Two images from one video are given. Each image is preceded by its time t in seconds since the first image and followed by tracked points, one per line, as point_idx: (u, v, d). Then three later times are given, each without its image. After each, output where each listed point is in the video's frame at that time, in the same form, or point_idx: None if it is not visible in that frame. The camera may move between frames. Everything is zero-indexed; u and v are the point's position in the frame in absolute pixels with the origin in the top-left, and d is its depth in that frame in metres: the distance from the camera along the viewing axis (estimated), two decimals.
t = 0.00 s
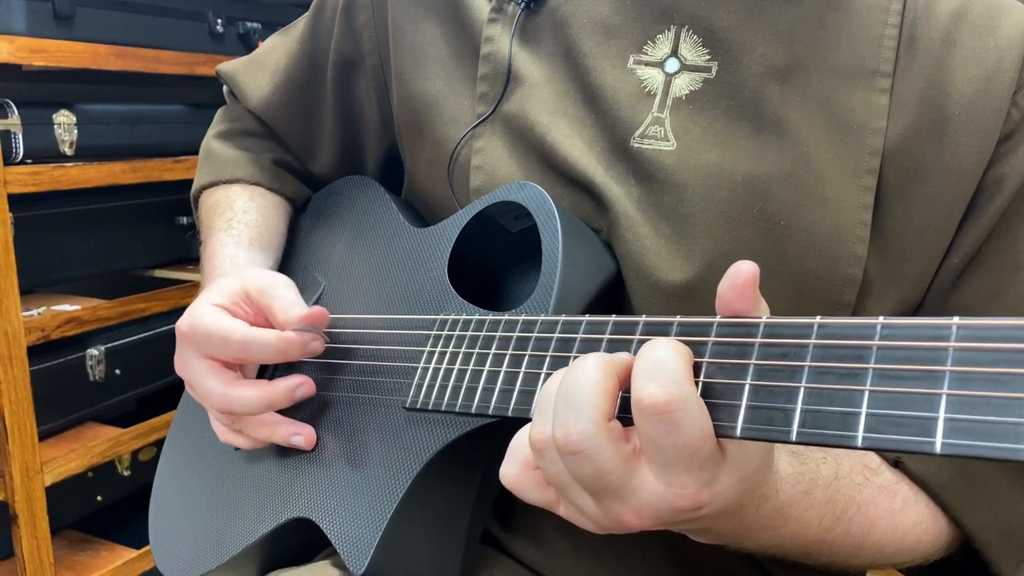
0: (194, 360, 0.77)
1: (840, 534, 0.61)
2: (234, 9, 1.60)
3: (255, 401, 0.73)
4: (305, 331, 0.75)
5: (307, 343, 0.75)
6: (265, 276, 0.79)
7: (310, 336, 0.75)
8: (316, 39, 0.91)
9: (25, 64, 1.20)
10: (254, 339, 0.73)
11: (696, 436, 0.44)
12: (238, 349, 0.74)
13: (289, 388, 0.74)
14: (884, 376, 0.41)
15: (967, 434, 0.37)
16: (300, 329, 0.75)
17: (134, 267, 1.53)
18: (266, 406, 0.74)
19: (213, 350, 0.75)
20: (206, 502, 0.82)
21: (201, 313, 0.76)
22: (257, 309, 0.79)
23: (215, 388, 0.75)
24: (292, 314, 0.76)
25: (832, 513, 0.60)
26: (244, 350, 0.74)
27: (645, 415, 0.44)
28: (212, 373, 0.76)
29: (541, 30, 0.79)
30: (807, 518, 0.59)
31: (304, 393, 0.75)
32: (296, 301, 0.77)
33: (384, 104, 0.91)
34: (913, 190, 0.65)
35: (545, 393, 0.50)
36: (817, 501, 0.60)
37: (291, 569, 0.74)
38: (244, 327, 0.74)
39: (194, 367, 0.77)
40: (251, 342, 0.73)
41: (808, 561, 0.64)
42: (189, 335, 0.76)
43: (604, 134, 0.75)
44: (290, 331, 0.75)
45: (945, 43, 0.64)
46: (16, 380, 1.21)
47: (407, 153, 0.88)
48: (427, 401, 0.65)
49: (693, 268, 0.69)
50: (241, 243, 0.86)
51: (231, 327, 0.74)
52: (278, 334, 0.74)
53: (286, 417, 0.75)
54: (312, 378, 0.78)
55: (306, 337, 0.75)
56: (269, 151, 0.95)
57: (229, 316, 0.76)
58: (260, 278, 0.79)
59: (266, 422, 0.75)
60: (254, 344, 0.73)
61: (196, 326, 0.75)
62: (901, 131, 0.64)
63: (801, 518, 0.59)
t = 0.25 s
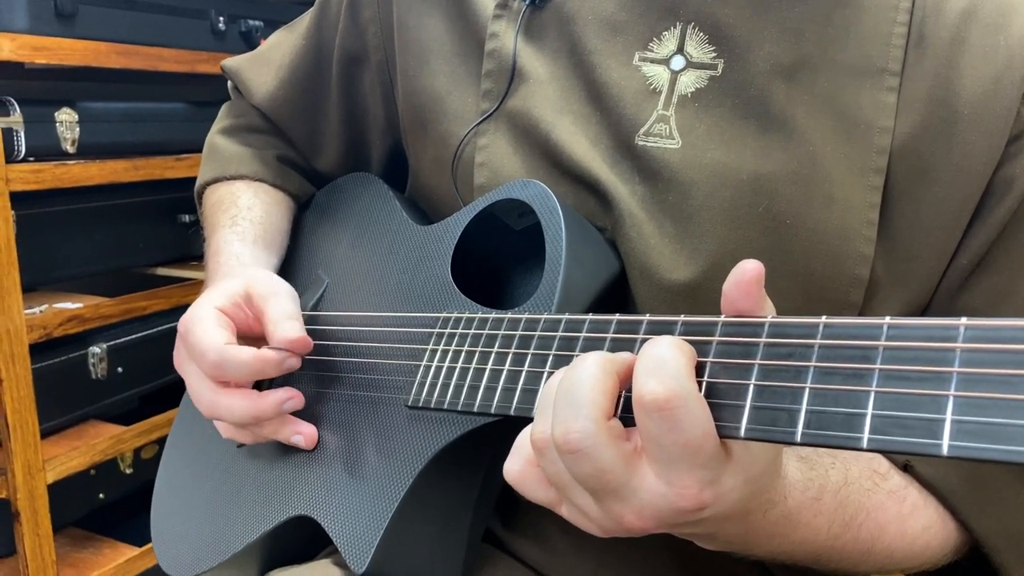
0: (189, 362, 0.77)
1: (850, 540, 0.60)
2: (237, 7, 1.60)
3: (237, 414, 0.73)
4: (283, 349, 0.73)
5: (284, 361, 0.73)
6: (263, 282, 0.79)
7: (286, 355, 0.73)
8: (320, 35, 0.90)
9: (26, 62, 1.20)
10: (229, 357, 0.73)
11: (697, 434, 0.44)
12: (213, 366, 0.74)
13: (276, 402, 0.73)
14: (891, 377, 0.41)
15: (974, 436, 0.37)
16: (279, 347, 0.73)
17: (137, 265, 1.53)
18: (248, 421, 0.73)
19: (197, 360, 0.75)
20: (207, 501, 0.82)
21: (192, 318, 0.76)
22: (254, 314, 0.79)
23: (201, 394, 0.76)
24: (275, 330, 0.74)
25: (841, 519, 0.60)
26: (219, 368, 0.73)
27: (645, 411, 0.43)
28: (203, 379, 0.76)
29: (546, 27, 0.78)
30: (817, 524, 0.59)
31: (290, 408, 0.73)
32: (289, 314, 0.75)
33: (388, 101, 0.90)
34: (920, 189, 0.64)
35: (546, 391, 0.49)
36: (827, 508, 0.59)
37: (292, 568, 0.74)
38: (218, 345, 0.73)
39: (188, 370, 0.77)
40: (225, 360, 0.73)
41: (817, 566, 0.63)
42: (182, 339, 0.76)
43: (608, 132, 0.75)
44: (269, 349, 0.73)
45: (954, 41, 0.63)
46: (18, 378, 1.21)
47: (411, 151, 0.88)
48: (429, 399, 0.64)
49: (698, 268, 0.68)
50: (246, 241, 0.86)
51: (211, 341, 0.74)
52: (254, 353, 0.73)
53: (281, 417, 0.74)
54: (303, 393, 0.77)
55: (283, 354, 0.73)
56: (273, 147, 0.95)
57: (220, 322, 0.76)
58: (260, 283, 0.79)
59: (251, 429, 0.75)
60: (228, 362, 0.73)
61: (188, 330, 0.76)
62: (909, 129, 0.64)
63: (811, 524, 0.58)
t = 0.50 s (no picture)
0: (200, 351, 0.76)
1: (920, 560, 0.57)
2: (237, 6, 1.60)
3: (259, 390, 0.72)
4: (309, 314, 0.73)
5: (313, 326, 0.73)
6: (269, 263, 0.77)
7: (315, 319, 0.73)
8: (321, 32, 0.89)
9: (27, 61, 1.19)
10: (262, 326, 0.72)
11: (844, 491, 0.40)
12: (244, 340, 0.73)
13: (294, 376, 0.72)
14: (895, 385, 0.40)
15: (980, 446, 0.36)
16: (305, 312, 0.73)
17: (138, 264, 1.53)
18: (272, 396, 0.72)
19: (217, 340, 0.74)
20: (204, 501, 0.81)
21: (206, 303, 0.75)
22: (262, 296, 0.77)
23: (220, 376, 0.74)
24: (297, 296, 0.73)
25: (916, 538, 0.57)
26: (251, 340, 0.72)
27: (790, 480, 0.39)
28: (217, 364, 0.75)
29: (548, 23, 0.77)
30: (894, 549, 0.55)
31: (309, 381, 0.73)
32: (302, 285, 0.74)
33: (389, 98, 0.90)
34: (927, 188, 0.63)
35: (632, 420, 0.45)
36: (903, 529, 0.56)
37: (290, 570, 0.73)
38: (247, 316, 0.73)
39: (199, 357, 0.76)
40: (257, 331, 0.72)
41: None
42: (193, 326, 0.75)
43: (611, 130, 0.74)
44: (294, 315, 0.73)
45: (964, 38, 0.62)
46: (18, 377, 1.20)
47: (413, 148, 0.87)
48: (429, 401, 0.64)
49: (702, 267, 0.67)
50: (244, 237, 0.85)
51: (236, 317, 0.73)
52: (284, 321, 0.72)
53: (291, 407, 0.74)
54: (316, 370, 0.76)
55: (312, 318, 0.73)
56: (273, 144, 0.94)
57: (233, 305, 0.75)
58: (264, 265, 0.77)
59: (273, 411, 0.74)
60: (260, 332, 0.72)
61: (199, 316, 0.74)
62: (916, 127, 0.63)
63: (890, 550, 0.55)
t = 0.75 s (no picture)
0: (194, 357, 0.76)
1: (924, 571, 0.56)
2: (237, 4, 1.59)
3: (250, 405, 0.71)
4: (300, 335, 0.71)
5: (302, 348, 0.72)
6: (268, 274, 0.76)
7: (306, 341, 0.72)
8: (322, 28, 0.88)
9: (26, 60, 1.19)
10: (250, 341, 0.71)
11: (831, 473, 0.39)
12: (231, 354, 0.72)
13: (289, 394, 0.70)
14: (908, 387, 0.39)
15: (995, 450, 0.35)
16: (296, 333, 0.72)
17: (137, 263, 1.52)
18: (263, 411, 0.71)
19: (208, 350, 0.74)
20: (203, 502, 0.80)
21: (199, 310, 0.74)
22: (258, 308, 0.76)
23: (212, 386, 0.74)
24: (290, 316, 0.72)
25: (919, 552, 0.56)
26: (237, 355, 0.72)
27: (775, 453, 0.39)
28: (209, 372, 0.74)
29: (552, 20, 0.76)
30: (900, 561, 0.54)
31: (304, 402, 0.71)
32: (298, 303, 0.73)
33: (391, 96, 0.89)
34: (936, 188, 0.62)
35: (627, 412, 0.45)
36: (908, 543, 0.55)
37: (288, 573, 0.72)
38: (235, 331, 0.72)
39: (193, 364, 0.75)
40: (244, 346, 0.71)
41: None
42: (188, 331, 0.75)
43: (615, 128, 0.73)
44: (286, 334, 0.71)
45: (974, 36, 0.61)
46: (18, 376, 1.19)
47: (414, 146, 0.86)
48: (429, 403, 0.63)
49: (707, 266, 0.66)
50: (243, 236, 0.84)
51: (226, 329, 0.72)
52: (273, 337, 0.71)
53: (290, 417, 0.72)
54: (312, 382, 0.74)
55: (303, 340, 0.72)
56: (274, 142, 0.93)
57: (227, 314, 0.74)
58: (262, 276, 0.76)
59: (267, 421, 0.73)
60: (246, 349, 0.71)
61: (193, 324, 0.74)
62: (925, 126, 0.62)
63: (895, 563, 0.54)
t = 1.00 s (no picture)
0: (190, 355, 0.75)
1: None
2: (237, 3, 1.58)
3: (247, 402, 0.71)
4: (299, 332, 0.70)
5: (300, 347, 0.70)
6: (266, 275, 0.76)
7: (304, 338, 0.71)
8: (322, 26, 0.88)
9: (25, 59, 1.18)
10: (246, 339, 0.70)
11: (828, 477, 0.38)
12: (227, 352, 0.71)
13: (285, 395, 0.70)
14: (912, 393, 0.38)
15: (999, 458, 0.34)
16: (294, 330, 0.71)
17: (137, 262, 1.51)
18: (259, 408, 0.70)
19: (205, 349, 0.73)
20: (200, 502, 0.79)
21: (196, 308, 0.73)
22: (255, 308, 0.76)
23: (211, 382, 0.73)
24: (287, 315, 0.71)
25: (924, 559, 0.55)
26: (233, 353, 0.71)
27: (771, 454, 0.38)
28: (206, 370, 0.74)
29: (554, 17, 0.75)
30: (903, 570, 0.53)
31: (299, 405, 0.71)
32: (294, 304, 0.73)
33: (392, 94, 0.88)
34: (942, 187, 0.62)
35: (624, 411, 0.45)
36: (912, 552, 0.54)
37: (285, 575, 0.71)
38: (235, 328, 0.71)
39: (189, 362, 0.74)
40: (240, 345, 0.70)
41: None
42: (184, 329, 0.74)
43: (616, 126, 0.72)
44: (283, 333, 0.71)
45: (981, 34, 0.60)
46: (18, 375, 1.19)
47: (415, 144, 0.85)
48: (428, 404, 0.62)
49: (710, 266, 0.65)
50: (245, 234, 0.84)
51: (223, 328, 0.71)
52: (271, 335, 0.70)
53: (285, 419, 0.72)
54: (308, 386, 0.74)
55: (300, 338, 0.70)
56: (274, 139, 0.92)
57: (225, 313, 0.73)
58: (262, 277, 0.76)
59: (261, 420, 0.72)
60: (241, 348, 0.70)
61: (189, 322, 0.73)
62: (931, 126, 0.61)
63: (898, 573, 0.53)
